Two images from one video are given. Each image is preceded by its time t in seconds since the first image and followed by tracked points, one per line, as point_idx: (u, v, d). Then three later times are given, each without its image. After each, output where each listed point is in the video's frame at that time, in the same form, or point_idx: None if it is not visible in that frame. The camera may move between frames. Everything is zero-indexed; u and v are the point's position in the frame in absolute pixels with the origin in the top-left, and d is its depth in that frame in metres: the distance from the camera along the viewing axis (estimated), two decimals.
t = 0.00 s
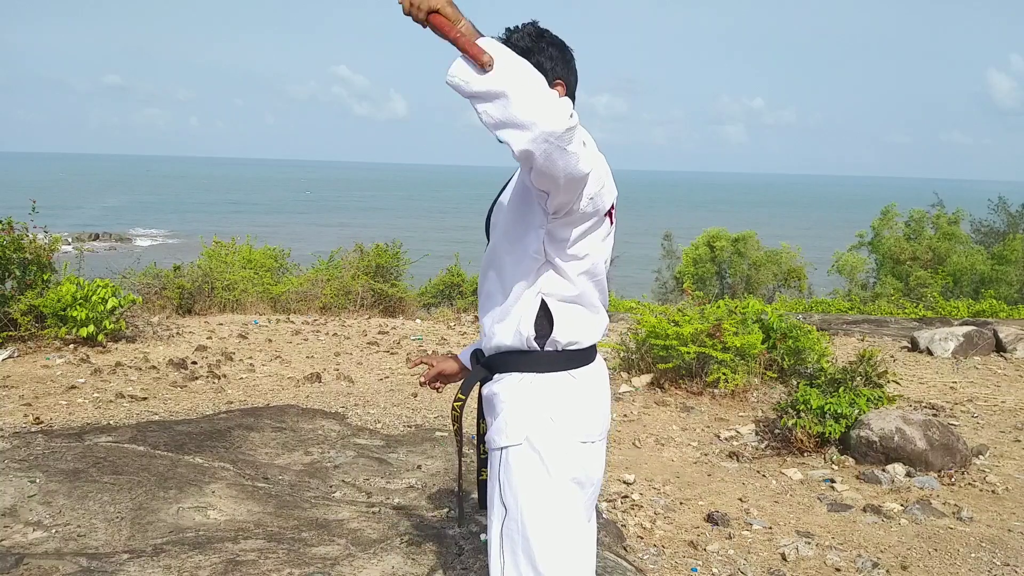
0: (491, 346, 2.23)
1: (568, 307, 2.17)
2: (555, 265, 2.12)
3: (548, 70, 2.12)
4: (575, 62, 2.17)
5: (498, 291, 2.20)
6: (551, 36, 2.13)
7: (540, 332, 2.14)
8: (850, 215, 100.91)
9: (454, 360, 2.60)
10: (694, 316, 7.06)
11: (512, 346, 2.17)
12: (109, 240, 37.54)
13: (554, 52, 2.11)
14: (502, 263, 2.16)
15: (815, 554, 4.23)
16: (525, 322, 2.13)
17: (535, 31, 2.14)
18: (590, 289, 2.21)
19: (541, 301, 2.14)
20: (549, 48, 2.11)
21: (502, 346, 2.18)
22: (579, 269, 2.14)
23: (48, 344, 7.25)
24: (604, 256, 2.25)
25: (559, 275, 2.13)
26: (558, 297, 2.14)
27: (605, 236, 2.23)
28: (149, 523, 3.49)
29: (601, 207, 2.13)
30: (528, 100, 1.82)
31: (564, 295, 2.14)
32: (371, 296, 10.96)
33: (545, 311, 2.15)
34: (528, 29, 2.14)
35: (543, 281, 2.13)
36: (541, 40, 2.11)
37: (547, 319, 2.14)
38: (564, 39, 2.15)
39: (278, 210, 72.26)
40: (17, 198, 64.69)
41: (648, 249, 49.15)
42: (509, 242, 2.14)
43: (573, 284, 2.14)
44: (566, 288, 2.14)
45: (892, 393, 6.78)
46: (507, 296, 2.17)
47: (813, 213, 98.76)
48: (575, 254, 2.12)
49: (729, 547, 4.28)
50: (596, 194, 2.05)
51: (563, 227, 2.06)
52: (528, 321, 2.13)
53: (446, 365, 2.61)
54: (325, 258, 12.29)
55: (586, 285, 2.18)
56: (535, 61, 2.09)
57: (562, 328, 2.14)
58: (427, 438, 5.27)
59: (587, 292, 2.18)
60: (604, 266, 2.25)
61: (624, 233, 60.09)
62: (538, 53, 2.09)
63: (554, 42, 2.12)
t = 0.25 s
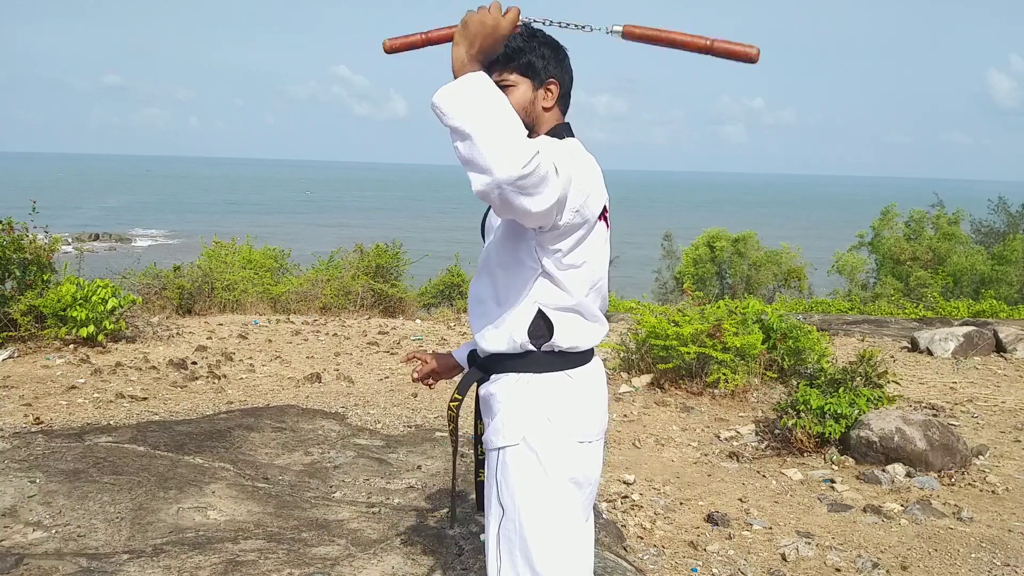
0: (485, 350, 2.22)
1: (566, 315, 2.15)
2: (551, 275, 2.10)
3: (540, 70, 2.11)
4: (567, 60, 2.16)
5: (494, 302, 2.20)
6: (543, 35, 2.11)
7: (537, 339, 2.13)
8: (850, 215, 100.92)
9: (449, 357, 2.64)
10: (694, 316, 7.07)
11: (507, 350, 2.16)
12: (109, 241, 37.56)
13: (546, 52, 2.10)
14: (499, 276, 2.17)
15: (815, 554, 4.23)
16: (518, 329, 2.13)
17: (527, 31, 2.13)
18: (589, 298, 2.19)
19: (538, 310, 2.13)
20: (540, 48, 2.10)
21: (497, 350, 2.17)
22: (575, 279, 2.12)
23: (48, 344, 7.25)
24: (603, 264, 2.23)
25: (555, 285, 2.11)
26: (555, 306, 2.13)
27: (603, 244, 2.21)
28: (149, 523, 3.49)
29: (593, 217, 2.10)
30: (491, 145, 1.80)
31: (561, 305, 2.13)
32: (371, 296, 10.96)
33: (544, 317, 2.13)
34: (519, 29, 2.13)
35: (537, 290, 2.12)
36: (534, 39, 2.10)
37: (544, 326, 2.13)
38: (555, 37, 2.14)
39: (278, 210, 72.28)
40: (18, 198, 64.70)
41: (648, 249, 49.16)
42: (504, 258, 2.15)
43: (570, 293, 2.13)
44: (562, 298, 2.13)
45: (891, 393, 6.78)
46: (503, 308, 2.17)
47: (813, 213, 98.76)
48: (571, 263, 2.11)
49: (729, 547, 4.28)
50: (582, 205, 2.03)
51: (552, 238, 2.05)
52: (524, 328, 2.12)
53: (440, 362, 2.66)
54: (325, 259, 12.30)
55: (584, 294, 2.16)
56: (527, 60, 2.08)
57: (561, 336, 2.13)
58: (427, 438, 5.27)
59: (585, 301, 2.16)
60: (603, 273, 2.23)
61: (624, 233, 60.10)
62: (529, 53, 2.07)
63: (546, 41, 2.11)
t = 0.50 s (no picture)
0: (483, 350, 2.21)
1: (562, 313, 2.15)
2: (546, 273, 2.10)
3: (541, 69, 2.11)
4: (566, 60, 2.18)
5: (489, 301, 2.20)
6: (543, 34, 2.12)
7: (535, 339, 2.12)
8: (850, 215, 100.91)
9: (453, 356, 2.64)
10: (694, 316, 7.06)
11: (504, 351, 2.15)
12: (110, 241, 37.57)
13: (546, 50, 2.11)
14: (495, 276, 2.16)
15: (815, 554, 4.23)
16: (516, 330, 2.12)
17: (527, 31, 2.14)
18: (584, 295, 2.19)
19: (536, 309, 2.13)
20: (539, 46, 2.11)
21: (495, 350, 2.16)
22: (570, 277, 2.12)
23: (48, 344, 7.25)
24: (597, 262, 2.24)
25: (549, 281, 2.11)
26: (552, 304, 2.13)
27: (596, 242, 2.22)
28: (149, 523, 3.49)
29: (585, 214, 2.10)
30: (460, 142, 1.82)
31: (557, 304, 2.13)
32: (371, 296, 10.95)
33: (542, 317, 2.13)
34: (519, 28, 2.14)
35: (532, 288, 2.11)
36: (533, 38, 2.11)
37: (543, 327, 2.13)
38: (556, 37, 2.15)
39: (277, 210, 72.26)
40: (17, 198, 64.69)
41: (648, 249, 49.15)
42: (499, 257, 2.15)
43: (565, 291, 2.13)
44: (558, 295, 2.13)
45: (892, 393, 6.78)
46: (498, 307, 2.17)
47: (813, 213, 98.75)
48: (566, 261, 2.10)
49: (729, 547, 4.28)
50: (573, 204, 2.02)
51: (547, 238, 2.04)
52: (520, 329, 2.12)
53: (445, 360, 2.66)
54: (325, 259, 12.29)
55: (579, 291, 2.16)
56: (527, 57, 2.08)
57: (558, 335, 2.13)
58: (427, 438, 5.27)
59: (580, 298, 2.16)
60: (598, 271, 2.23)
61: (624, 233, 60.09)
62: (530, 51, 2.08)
63: (545, 40, 2.13)
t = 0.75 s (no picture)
0: (485, 351, 2.20)
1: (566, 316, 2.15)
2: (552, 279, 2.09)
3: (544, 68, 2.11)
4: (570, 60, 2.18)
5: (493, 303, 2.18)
6: (548, 33, 2.13)
7: (539, 342, 2.13)
8: (850, 215, 100.90)
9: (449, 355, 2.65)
10: (694, 317, 7.06)
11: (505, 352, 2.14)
12: (110, 241, 37.60)
13: (551, 50, 2.11)
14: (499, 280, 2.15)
15: (815, 554, 4.23)
16: (520, 333, 2.11)
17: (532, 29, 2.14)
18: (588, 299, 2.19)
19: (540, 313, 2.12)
20: (546, 45, 2.11)
21: (495, 352, 2.15)
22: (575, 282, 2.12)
23: (49, 344, 7.25)
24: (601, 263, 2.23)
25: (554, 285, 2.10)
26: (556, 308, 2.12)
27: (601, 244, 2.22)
28: (149, 523, 3.49)
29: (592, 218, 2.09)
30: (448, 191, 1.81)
31: (561, 306, 2.13)
32: (371, 296, 10.96)
33: (544, 319, 2.12)
34: (524, 27, 2.14)
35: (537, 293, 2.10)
36: (539, 36, 2.11)
37: (547, 330, 2.13)
38: (560, 38, 2.16)
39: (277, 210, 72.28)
40: (17, 198, 64.70)
41: (648, 250, 49.15)
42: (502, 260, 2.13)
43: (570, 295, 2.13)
44: (563, 298, 2.13)
45: (891, 393, 6.78)
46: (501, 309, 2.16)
47: (813, 213, 98.74)
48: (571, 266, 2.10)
49: (729, 547, 4.28)
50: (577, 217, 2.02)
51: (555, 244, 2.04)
52: (523, 331, 2.11)
53: (441, 359, 2.67)
54: (325, 259, 12.29)
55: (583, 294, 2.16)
56: (532, 56, 2.08)
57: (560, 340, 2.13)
58: (427, 438, 5.27)
59: (584, 300, 2.17)
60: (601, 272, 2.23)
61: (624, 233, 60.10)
62: (534, 49, 2.08)
63: (551, 39, 2.13)
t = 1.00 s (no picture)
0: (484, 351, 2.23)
1: (557, 315, 2.16)
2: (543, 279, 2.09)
3: (540, 68, 2.11)
4: (567, 57, 2.16)
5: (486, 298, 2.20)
6: (543, 32, 2.11)
7: (530, 342, 2.15)
8: (850, 215, 100.92)
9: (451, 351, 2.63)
10: (694, 316, 7.06)
11: (500, 351, 2.18)
12: (110, 241, 37.60)
13: (546, 50, 2.10)
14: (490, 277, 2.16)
15: (815, 554, 4.23)
16: (512, 333, 2.14)
17: (527, 28, 2.11)
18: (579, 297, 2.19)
19: (531, 312, 2.14)
20: (541, 45, 2.09)
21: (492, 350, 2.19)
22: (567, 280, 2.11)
23: (49, 344, 7.25)
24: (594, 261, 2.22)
25: (546, 285, 2.10)
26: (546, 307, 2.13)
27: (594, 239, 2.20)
28: (149, 523, 3.49)
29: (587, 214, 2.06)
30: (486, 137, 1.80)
31: (553, 305, 2.13)
32: (371, 296, 10.96)
33: (534, 319, 2.14)
34: (519, 25, 2.12)
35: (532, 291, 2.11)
36: (534, 37, 2.10)
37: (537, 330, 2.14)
38: (556, 35, 2.14)
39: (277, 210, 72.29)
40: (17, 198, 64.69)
41: (648, 250, 49.15)
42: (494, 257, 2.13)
43: (562, 293, 2.12)
44: (555, 297, 2.13)
45: (891, 393, 6.78)
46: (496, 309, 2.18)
47: (813, 213, 98.74)
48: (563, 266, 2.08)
49: (729, 547, 4.28)
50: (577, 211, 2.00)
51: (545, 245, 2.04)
52: (517, 330, 2.14)
53: (443, 354, 2.65)
54: (325, 259, 12.29)
55: (575, 293, 2.16)
56: (527, 58, 2.08)
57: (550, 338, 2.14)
58: (427, 438, 5.27)
59: (576, 300, 2.17)
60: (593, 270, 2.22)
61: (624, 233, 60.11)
62: (529, 50, 2.08)
63: (547, 39, 2.11)
